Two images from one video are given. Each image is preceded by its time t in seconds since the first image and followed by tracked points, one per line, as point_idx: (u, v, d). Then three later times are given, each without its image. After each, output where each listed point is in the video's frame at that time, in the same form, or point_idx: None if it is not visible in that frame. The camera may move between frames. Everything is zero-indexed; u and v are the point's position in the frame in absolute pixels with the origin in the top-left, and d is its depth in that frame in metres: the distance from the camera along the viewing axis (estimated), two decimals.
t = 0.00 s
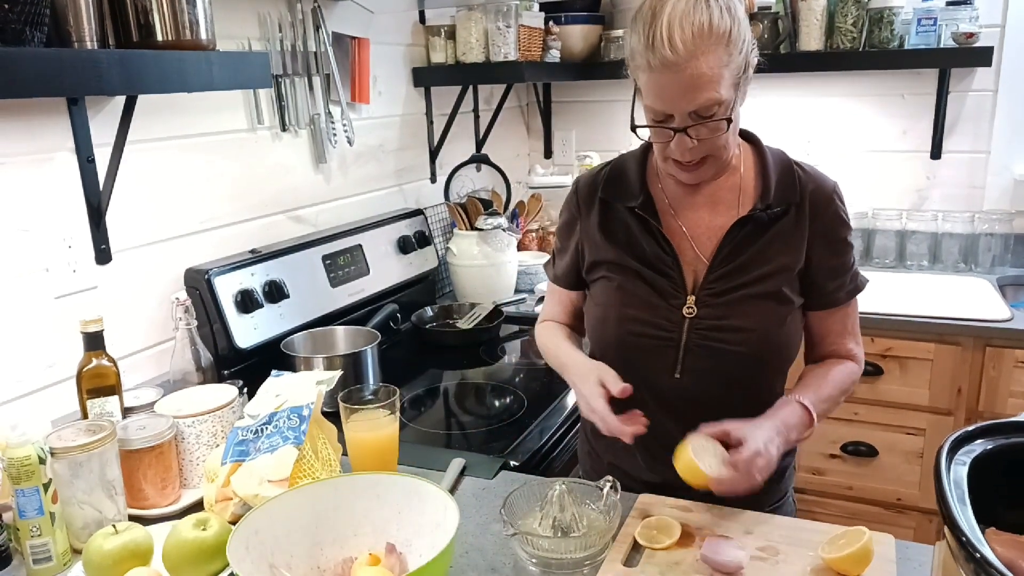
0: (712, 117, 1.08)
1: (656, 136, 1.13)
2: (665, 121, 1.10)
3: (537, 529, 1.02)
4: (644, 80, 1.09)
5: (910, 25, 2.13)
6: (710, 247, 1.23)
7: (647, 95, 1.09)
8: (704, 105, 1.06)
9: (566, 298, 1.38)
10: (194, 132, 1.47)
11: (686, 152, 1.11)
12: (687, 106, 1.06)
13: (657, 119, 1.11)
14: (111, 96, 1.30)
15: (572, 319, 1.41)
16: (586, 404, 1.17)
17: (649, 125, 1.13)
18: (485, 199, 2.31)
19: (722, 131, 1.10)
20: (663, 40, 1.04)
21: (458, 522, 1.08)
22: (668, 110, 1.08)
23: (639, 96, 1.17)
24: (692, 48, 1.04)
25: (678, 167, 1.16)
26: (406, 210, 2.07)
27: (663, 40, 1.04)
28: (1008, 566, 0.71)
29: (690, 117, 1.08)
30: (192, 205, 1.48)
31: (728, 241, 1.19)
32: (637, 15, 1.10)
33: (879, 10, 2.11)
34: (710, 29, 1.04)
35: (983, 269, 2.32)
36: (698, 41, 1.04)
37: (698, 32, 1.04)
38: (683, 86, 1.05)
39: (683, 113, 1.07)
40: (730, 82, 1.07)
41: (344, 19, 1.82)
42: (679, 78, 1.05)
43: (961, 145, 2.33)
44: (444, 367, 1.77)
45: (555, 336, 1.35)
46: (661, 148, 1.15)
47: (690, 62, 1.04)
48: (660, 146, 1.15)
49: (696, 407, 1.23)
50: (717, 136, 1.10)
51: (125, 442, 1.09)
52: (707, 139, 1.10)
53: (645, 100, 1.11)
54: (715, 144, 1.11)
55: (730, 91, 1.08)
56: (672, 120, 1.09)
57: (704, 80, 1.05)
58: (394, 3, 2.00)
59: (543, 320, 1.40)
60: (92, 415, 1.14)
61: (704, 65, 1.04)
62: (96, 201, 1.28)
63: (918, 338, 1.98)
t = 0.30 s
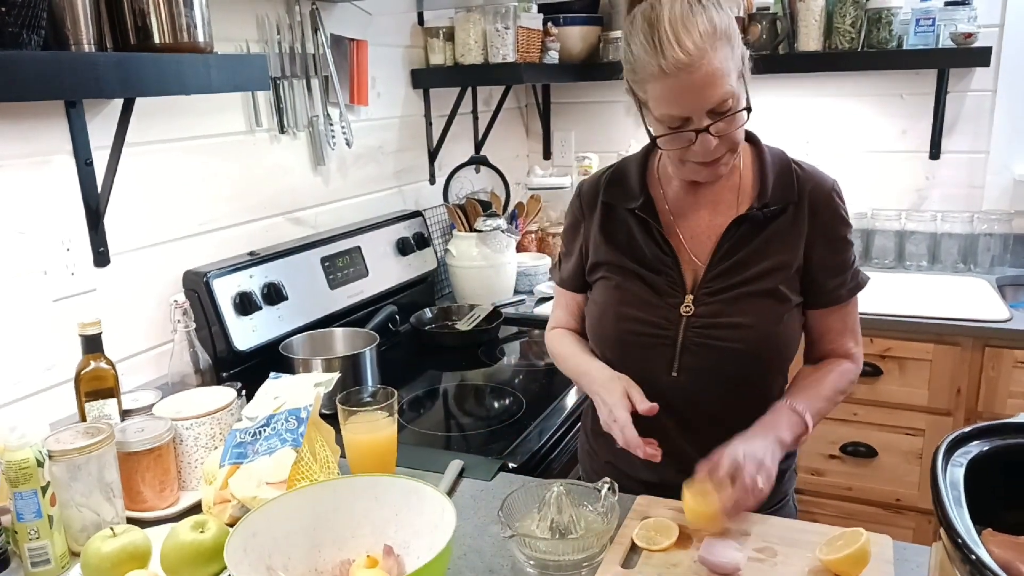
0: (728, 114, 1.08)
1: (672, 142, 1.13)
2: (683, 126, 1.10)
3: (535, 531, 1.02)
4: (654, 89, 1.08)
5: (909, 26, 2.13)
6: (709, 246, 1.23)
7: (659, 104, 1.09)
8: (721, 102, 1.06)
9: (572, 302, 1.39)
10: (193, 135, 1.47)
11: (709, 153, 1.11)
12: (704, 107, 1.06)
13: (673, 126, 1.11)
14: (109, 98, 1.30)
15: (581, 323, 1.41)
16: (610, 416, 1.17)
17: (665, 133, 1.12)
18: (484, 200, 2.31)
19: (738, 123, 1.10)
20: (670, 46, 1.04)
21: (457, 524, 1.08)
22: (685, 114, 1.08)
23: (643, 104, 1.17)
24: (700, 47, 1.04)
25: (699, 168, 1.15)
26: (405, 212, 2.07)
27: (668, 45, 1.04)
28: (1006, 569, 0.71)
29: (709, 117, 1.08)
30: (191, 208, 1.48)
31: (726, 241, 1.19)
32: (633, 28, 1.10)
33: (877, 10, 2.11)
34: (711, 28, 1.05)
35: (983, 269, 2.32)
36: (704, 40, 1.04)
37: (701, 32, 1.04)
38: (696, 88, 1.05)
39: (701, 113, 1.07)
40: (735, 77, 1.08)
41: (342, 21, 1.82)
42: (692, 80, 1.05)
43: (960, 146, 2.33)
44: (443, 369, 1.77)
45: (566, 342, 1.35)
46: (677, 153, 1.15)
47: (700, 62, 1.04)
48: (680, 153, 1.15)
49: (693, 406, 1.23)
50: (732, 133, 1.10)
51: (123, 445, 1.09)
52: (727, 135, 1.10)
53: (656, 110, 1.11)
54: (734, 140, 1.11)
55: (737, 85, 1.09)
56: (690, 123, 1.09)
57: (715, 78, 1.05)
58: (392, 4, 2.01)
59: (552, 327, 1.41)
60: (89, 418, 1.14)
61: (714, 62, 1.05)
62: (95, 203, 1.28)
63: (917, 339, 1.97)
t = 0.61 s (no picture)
0: (724, 115, 1.08)
1: (669, 144, 1.13)
2: (680, 127, 1.10)
3: (531, 531, 1.03)
4: (652, 91, 1.09)
5: (907, 27, 2.14)
6: (710, 248, 1.23)
7: (656, 105, 1.09)
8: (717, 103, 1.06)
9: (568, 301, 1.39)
10: (191, 135, 1.47)
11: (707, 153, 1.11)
12: (700, 108, 1.06)
13: (671, 126, 1.10)
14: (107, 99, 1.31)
15: (574, 321, 1.41)
16: (598, 415, 1.18)
17: (662, 134, 1.12)
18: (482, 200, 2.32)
19: (737, 124, 1.10)
20: (666, 48, 1.05)
21: (453, 524, 1.08)
22: (682, 115, 1.08)
23: (641, 107, 1.17)
24: (698, 48, 1.04)
25: (695, 169, 1.15)
26: (404, 212, 2.07)
27: (664, 47, 1.05)
28: (1000, 570, 0.71)
29: (705, 118, 1.08)
30: (189, 208, 1.48)
31: (727, 242, 1.19)
32: (631, 30, 1.11)
33: (876, 11, 2.11)
34: (708, 28, 1.06)
35: (980, 270, 2.32)
36: (702, 40, 1.05)
37: (698, 32, 1.05)
38: (693, 88, 1.05)
39: (697, 114, 1.07)
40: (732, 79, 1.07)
41: (341, 22, 1.82)
42: (688, 82, 1.05)
43: (958, 147, 2.33)
44: (441, 369, 1.77)
45: (559, 339, 1.36)
46: (675, 154, 1.15)
47: (696, 64, 1.04)
48: (677, 155, 1.14)
49: (695, 408, 1.23)
50: (729, 135, 1.10)
51: (120, 445, 1.09)
52: (723, 136, 1.09)
53: (654, 111, 1.10)
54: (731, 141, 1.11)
55: (734, 87, 1.08)
56: (687, 124, 1.09)
57: (711, 81, 1.05)
58: (392, 5, 2.01)
59: (546, 323, 1.41)
60: (87, 418, 1.15)
61: (712, 62, 1.05)
62: (93, 204, 1.29)
63: (915, 340, 1.98)
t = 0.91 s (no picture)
0: (694, 121, 1.08)
1: (639, 137, 1.14)
2: (648, 124, 1.11)
3: (529, 532, 1.03)
4: (628, 85, 1.10)
5: (905, 28, 2.14)
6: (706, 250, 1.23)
7: (632, 97, 1.10)
8: (683, 108, 1.06)
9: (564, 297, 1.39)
10: (190, 136, 1.47)
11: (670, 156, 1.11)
12: (665, 109, 1.07)
13: (639, 120, 1.11)
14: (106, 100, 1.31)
15: (572, 319, 1.41)
16: (599, 409, 1.17)
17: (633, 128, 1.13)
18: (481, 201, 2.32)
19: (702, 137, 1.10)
20: (644, 43, 1.05)
21: (451, 525, 1.08)
22: (649, 113, 1.08)
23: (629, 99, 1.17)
24: (670, 53, 1.04)
25: (662, 169, 1.16)
26: (403, 213, 2.07)
27: (644, 43, 1.06)
28: (996, 571, 0.71)
29: (671, 121, 1.08)
30: (188, 209, 1.48)
31: (723, 244, 1.20)
32: (628, 20, 1.11)
33: (874, 12, 2.12)
34: (692, 35, 1.04)
35: (979, 271, 2.32)
36: (680, 47, 1.04)
37: (677, 37, 1.04)
38: (664, 89, 1.05)
39: (662, 116, 1.07)
40: (716, 86, 1.07)
41: (340, 22, 1.82)
42: (661, 82, 1.05)
43: (957, 147, 2.33)
44: (440, 369, 1.77)
45: (558, 335, 1.35)
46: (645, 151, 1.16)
47: (671, 66, 1.05)
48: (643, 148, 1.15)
49: (689, 409, 1.23)
50: (700, 142, 1.10)
51: (119, 445, 1.09)
52: (688, 142, 1.09)
53: (628, 102, 1.12)
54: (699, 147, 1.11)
55: (716, 97, 1.07)
56: (653, 123, 1.10)
57: (685, 85, 1.05)
58: (390, 6, 2.01)
59: (544, 318, 1.41)
60: (85, 418, 1.15)
61: (683, 71, 1.05)
62: (92, 205, 1.29)
63: (914, 340, 1.98)
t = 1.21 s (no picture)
0: (698, 120, 1.08)
1: (642, 134, 1.14)
2: (652, 121, 1.11)
3: (530, 531, 1.03)
4: (635, 79, 1.09)
5: (906, 27, 2.14)
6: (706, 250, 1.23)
7: (637, 93, 1.10)
8: (688, 107, 1.06)
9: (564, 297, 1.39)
10: (190, 135, 1.47)
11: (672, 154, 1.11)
12: (670, 106, 1.07)
13: (643, 117, 1.12)
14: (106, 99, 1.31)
15: (573, 317, 1.42)
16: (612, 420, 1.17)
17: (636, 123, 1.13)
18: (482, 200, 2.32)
19: (706, 137, 1.10)
20: (652, 39, 1.05)
21: (452, 523, 1.08)
22: (653, 110, 1.08)
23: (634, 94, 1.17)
24: (678, 52, 1.04)
25: (664, 167, 1.16)
26: (404, 212, 2.07)
27: (652, 39, 1.05)
28: (997, 571, 0.71)
29: (674, 118, 1.08)
30: (188, 208, 1.48)
31: (723, 245, 1.20)
32: (637, 14, 1.10)
33: (875, 11, 2.12)
34: (701, 33, 1.04)
35: (980, 270, 2.32)
36: (687, 45, 1.04)
37: (686, 35, 1.04)
38: (670, 86, 1.05)
39: (666, 114, 1.08)
40: (721, 86, 1.07)
41: (340, 21, 1.82)
42: (667, 79, 1.05)
43: (957, 147, 2.33)
44: (440, 369, 1.77)
45: (559, 338, 1.36)
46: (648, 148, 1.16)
47: (677, 64, 1.05)
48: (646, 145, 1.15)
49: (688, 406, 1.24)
50: (704, 141, 1.10)
51: (120, 444, 1.09)
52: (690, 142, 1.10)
53: (633, 97, 1.12)
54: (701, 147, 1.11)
55: (720, 98, 1.08)
56: (657, 119, 1.10)
57: (691, 84, 1.05)
58: (391, 5, 2.01)
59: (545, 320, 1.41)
60: (87, 417, 1.15)
61: (689, 70, 1.05)
62: (93, 204, 1.29)
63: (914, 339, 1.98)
